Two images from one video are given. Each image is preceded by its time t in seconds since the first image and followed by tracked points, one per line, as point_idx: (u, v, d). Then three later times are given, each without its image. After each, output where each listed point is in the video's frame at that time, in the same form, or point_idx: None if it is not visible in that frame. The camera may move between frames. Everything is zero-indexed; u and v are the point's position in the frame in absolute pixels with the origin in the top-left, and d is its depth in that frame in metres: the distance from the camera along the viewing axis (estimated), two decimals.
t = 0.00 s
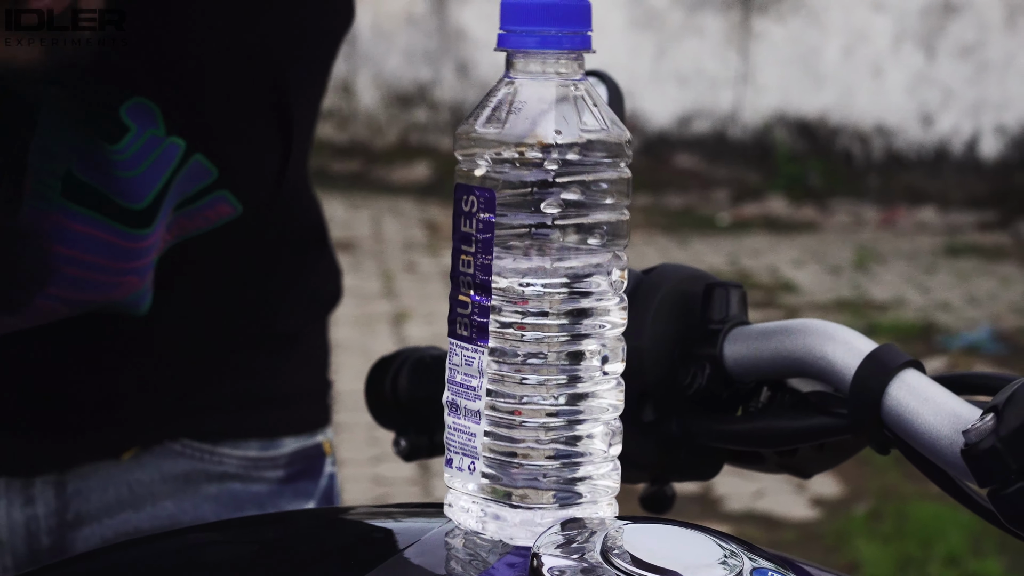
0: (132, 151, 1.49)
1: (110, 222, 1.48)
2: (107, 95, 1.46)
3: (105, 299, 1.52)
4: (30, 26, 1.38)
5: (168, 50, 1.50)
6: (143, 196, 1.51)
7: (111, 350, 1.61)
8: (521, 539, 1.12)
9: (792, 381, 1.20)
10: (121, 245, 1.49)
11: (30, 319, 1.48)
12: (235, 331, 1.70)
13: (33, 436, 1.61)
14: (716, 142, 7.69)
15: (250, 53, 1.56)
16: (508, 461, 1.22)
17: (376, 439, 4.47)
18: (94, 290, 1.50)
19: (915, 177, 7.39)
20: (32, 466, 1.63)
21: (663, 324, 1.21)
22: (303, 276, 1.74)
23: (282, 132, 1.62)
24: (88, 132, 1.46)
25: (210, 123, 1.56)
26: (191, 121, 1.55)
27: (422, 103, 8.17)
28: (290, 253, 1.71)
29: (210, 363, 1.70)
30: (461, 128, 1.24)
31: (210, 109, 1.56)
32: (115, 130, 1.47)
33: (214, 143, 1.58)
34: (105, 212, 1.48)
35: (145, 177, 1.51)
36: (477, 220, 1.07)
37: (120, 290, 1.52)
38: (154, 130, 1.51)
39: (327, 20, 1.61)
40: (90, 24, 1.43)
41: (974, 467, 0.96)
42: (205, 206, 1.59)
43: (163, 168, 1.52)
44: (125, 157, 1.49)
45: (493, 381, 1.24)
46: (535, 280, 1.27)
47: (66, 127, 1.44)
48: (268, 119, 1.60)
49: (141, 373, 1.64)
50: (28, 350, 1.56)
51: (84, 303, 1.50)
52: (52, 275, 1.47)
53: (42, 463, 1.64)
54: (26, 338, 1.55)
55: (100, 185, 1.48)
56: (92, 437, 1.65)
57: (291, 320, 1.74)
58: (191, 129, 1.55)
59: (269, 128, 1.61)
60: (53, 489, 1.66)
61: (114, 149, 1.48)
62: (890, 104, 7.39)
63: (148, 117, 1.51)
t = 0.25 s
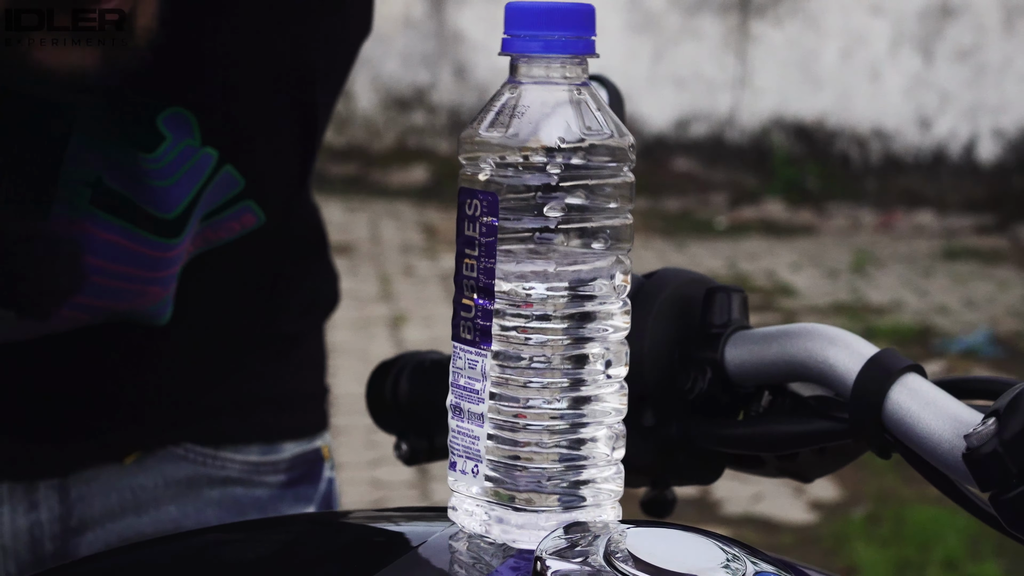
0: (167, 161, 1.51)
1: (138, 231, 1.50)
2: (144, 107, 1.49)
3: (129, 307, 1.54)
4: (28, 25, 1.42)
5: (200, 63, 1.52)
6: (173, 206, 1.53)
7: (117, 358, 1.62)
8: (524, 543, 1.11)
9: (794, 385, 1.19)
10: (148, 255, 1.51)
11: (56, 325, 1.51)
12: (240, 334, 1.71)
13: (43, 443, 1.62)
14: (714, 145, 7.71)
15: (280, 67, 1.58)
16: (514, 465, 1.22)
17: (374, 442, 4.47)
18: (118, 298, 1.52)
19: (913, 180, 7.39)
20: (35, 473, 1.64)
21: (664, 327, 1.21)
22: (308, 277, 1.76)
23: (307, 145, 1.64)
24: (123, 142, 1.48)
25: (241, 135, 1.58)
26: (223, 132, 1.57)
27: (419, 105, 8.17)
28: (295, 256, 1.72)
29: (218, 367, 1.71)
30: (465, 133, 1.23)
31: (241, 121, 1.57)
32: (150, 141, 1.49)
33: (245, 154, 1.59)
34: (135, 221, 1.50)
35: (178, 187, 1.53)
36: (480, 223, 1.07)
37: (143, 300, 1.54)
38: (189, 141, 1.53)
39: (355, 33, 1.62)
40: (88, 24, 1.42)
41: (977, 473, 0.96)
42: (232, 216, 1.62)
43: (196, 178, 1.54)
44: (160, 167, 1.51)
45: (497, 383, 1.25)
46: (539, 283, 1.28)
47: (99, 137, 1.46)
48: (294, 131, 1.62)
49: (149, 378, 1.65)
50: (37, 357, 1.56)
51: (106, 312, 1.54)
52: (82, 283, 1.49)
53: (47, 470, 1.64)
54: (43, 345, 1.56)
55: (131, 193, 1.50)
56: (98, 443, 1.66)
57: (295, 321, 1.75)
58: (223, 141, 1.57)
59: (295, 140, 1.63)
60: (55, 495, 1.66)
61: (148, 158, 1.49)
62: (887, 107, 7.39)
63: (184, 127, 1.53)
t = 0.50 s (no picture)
0: (188, 171, 1.54)
1: (160, 241, 1.54)
2: (169, 120, 1.49)
3: (148, 315, 1.60)
4: (29, 24, 1.34)
5: (225, 76, 1.55)
6: (193, 215, 1.56)
7: (128, 369, 1.66)
8: (529, 545, 1.11)
9: (795, 388, 1.19)
10: (168, 264, 1.55)
11: (76, 331, 1.57)
12: (250, 340, 1.80)
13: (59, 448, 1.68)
14: (713, 149, 7.74)
15: (301, 81, 1.62)
16: (517, 468, 1.20)
17: (374, 445, 4.47)
18: (137, 306, 1.58)
19: (912, 184, 7.39)
20: (48, 477, 1.70)
21: (664, 330, 1.22)
22: (310, 285, 1.85)
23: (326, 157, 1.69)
24: (147, 151, 1.50)
25: (261, 146, 1.62)
26: (244, 144, 1.60)
27: (419, 109, 8.18)
28: (305, 265, 1.83)
29: (228, 371, 1.79)
30: (468, 137, 1.23)
31: (263, 131, 1.61)
32: (172, 152, 1.51)
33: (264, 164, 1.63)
34: (156, 231, 1.54)
35: (198, 196, 1.55)
36: (484, 227, 1.07)
37: (161, 309, 1.59)
38: (211, 151, 1.56)
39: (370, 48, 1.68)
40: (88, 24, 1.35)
41: (977, 476, 0.96)
42: (249, 225, 1.67)
43: (215, 187, 1.57)
44: (182, 178, 1.53)
45: (501, 387, 1.23)
46: (541, 287, 1.26)
47: (123, 149, 1.49)
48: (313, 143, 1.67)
49: (162, 384, 1.71)
50: (55, 366, 1.61)
51: (125, 319, 1.59)
52: (105, 291, 1.55)
53: (60, 474, 1.71)
54: (62, 353, 1.60)
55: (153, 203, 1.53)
56: (111, 447, 1.72)
57: (302, 327, 1.86)
58: (244, 152, 1.61)
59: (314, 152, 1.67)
60: (67, 497, 1.73)
61: (170, 169, 1.52)
62: (887, 111, 7.39)
63: (206, 139, 1.55)
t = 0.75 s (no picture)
0: (187, 176, 1.55)
1: (160, 245, 1.56)
2: (169, 123, 1.51)
3: (149, 320, 1.60)
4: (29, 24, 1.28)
5: (226, 83, 1.58)
6: (192, 220, 1.57)
7: (134, 374, 1.68)
8: (528, 544, 1.12)
9: (794, 389, 1.20)
10: (168, 268, 1.56)
11: (77, 335, 1.58)
12: (257, 343, 1.81)
13: (64, 450, 1.68)
14: (711, 151, 7.76)
15: (302, 87, 1.64)
16: (516, 467, 1.19)
17: (373, 447, 4.47)
18: (138, 310, 1.59)
19: (911, 187, 7.38)
20: (55, 479, 1.71)
21: (664, 331, 1.22)
22: (319, 289, 1.87)
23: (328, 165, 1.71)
24: (148, 155, 1.52)
25: (262, 152, 1.64)
26: (245, 148, 1.63)
27: (418, 112, 8.18)
28: (312, 268, 1.85)
29: (234, 373, 1.80)
30: (469, 137, 1.24)
31: (263, 138, 1.63)
32: (172, 156, 1.52)
33: (265, 170, 1.65)
34: (156, 236, 1.56)
35: (197, 201, 1.56)
36: (485, 227, 1.07)
37: (161, 313, 1.60)
38: (210, 156, 1.57)
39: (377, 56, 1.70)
40: (87, 23, 1.27)
41: (976, 477, 0.97)
42: (250, 230, 1.68)
43: (214, 192, 1.58)
44: (181, 183, 1.54)
45: (501, 386, 1.23)
46: (542, 287, 1.25)
47: (123, 152, 1.51)
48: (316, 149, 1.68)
49: (167, 387, 1.71)
50: (60, 369, 1.62)
51: (126, 324, 1.60)
52: (107, 294, 1.56)
53: (67, 475, 1.71)
54: (66, 356, 1.61)
55: (154, 207, 1.55)
56: (116, 450, 1.73)
57: (310, 330, 1.87)
58: (244, 158, 1.63)
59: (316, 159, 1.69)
60: (74, 497, 1.75)
61: (169, 173, 1.53)
62: (886, 114, 7.40)
63: (206, 144, 1.57)
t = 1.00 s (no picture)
0: (188, 177, 1.55)
1: (161, 247, 1.57)
2: (170, 124, 1.52)
3: (150, 322, 1.61)
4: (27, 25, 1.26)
5: (229, 84, 1.59)
6: (194, 222, 1.57)
7: (137, 376, 1.68)
8: (530, 543, 1.12)
9: (794, 389, 1.19)
10: (169, 270, 1.57)
11: (77, 335, 1.59)
12: (263, 345, 1.82)
13: (67, 451, 1.69)
14: (710, 153, 7.76)
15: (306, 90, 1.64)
16: (519, 466, 1.20)
17: (372, 450, 4.47)
18: (139, 312, 1.59)
19: (909, 188, 7.38)
20: (60, 480, 1.71)
21: (665, 331, 1.22)
22: (326, 291, 1.87)
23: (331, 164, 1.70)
24: (148, 157, 1.53)
25: (264, 154, 1.64)
26: (246, 151, 1.64)
27: (416, 114, 8.19)
28: (317, 270, 1.84)
29: (239, 375, 1.80)
30: (473, 138, 1.25)
31: (266, 140, 1.64)
32: (174, 158, 1.53)
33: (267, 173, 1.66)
34: (157, 237, 1.57)
35: (197, 203, 1.57)
36: (487, 227, 1.07)
37: (161, 316, 1.60)
38: (210, 157, 1.58)
39: (383, 57, 1.70)
40: (88, 23, 1.23)
41: (976, 475, 0.97)
42: (253, 233, 1.68)
43: (215, 194, 1.59)
44: (182, 185, 1.55)
45: (503, 385, 1.23)
46: (546, 286, 1.24)
47: (125, 154, 1.52)
48: (319, 151, 1.68)
49: (169, 389, 1.71)
50: (64, 369, 1.62)
51: (126, 325, 1.61)
52: (107, 294, 1.57)
53: (71, 477, 1.72)
54: (68, 356, 1.62)
55: (155, 209, 1.56)
56: (119, 452, 1.73)
57: (315, 332, 1.87)
58: (245, 161, 1.64)
59: (319, 162, 1.69)
60: (79, 498, 1.75)
61: (170, 174, 1.53)
62: (884, 115, 7.40)
63: (206, 146, 1.58)
